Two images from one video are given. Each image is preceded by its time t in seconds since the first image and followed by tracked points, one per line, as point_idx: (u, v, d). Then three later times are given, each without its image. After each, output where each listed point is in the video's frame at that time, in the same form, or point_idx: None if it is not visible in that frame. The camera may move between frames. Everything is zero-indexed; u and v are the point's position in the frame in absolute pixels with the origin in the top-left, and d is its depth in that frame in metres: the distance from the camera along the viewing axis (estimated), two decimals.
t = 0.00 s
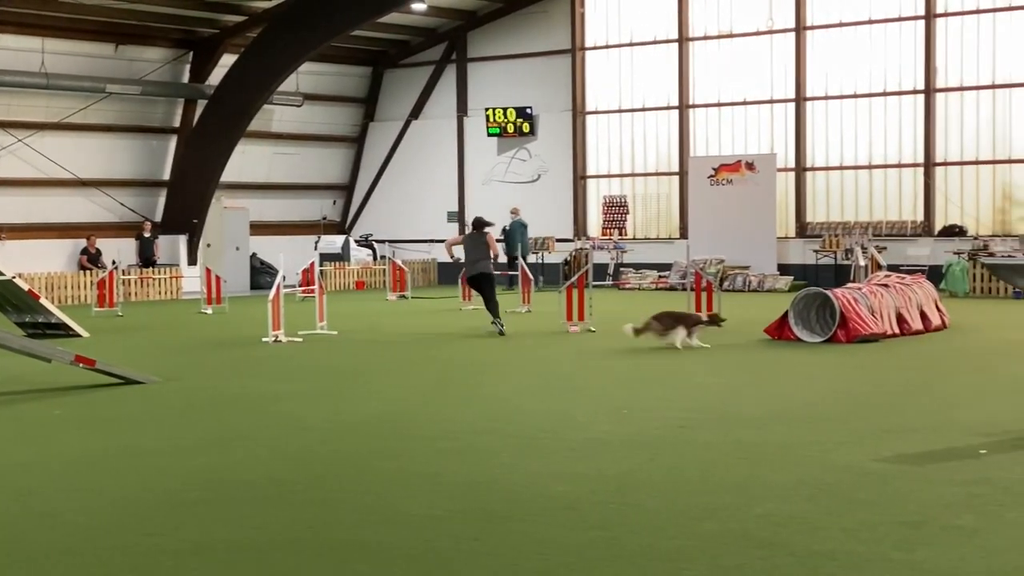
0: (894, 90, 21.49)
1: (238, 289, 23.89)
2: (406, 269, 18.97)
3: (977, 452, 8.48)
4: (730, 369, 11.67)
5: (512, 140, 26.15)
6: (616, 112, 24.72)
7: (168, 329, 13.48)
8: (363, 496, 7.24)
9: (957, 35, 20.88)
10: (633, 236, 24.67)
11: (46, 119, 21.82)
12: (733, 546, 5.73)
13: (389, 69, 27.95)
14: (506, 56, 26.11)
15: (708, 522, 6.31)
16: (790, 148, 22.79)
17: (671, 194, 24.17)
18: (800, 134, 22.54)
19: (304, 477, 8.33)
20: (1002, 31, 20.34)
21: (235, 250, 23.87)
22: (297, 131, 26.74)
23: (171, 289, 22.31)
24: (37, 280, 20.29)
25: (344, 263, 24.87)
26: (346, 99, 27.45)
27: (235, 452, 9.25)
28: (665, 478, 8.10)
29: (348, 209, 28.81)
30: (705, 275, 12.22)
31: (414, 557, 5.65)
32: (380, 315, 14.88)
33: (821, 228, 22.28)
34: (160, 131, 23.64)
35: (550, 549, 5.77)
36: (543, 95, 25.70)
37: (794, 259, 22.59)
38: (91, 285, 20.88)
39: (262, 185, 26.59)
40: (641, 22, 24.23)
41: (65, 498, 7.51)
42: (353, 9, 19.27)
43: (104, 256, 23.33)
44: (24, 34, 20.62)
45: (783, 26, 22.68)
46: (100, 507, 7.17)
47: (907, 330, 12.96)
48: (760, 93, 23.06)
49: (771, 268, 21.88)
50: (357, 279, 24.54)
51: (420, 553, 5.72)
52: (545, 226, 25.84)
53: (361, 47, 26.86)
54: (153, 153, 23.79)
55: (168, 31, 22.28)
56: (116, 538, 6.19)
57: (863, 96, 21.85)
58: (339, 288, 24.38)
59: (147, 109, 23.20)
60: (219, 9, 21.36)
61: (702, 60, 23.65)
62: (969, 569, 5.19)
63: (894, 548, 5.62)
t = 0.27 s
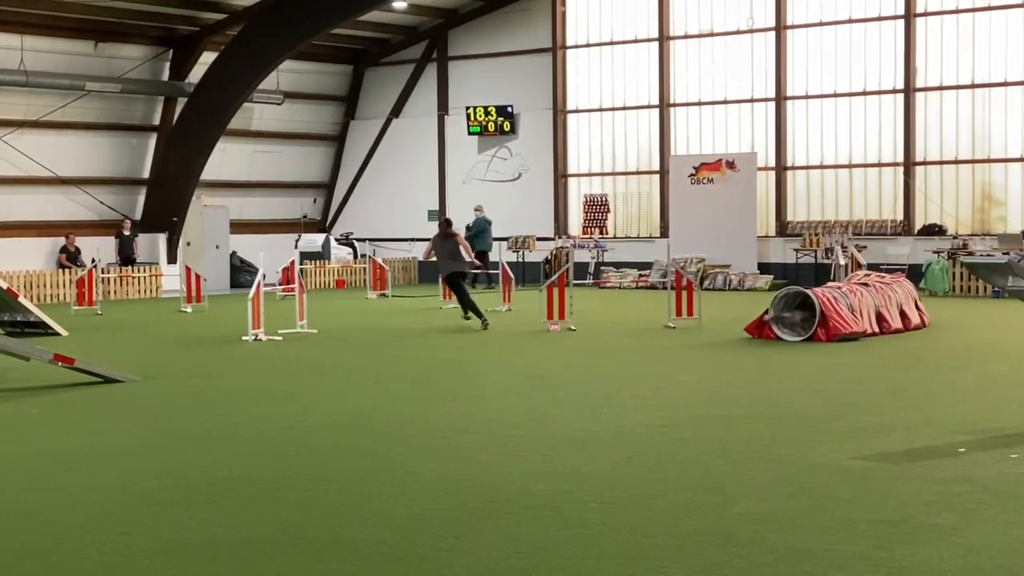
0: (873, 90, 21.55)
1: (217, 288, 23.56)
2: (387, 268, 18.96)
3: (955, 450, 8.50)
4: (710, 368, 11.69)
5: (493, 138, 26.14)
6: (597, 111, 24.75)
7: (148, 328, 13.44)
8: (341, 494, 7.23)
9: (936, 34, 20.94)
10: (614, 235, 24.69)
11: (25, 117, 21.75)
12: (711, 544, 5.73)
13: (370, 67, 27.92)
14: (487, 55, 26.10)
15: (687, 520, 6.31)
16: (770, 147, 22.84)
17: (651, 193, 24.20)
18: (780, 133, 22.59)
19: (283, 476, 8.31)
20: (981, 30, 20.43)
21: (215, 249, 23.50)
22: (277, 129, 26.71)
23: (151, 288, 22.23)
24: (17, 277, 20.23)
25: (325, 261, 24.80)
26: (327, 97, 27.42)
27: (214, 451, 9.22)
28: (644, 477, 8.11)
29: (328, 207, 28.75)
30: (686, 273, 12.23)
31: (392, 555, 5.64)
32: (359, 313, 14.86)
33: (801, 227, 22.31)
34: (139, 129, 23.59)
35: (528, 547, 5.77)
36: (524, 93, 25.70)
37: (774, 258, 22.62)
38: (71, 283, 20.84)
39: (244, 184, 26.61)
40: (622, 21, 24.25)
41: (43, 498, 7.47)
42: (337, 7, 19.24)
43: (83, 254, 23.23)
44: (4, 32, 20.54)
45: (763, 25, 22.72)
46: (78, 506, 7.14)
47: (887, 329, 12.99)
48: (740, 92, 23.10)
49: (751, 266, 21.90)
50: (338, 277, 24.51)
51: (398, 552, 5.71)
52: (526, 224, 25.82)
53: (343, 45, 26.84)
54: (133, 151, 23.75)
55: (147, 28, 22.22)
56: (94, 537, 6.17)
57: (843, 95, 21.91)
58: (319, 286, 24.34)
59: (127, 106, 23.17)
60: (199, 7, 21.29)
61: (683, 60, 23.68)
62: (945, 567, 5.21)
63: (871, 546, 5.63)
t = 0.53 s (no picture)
0: (860, 89, 21.57)
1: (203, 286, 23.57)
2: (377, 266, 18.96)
3: (941, 449, 8.51)
4: (698, 367, 11.70)
5: (481, 137, 26.14)
6: (584, 110, 24.75)
7: (136, 326, 13.43)
8: (328, 493, 7.23)
9: (923, 33, 20.95)
10: (601, 234, 24.68)
11: (12, 115, 21.75)
12: (698, 544, 5.73)
13: (357, 66, 27.93)
14: (475, 53, 26.10)
15: (674, 520, 6.31)
16: (757, 146, 22.85)
17: (639, 192, 24.20)
18: (767, 132, 22.60)
19: (271, 475, 8.30)
20: (967, 30, 20.46)
21: (201, 247, 23.51)
22: (265, 128, 26.71)
23: (138, 286, 22.22)
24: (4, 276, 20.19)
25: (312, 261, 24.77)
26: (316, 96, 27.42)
27: (201, 450, 9.20)
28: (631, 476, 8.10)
29: (317, 206, 28.72)
30: (673, 272, 12.24)
31: (379, 555, 5.63)
32: (347, 312, 14.86)
33: (788, 227, 22.31)
34: (127, 127, 23.62)
35: (512, 547, 5.76)
36: (512, 92, 25.70)
37: (761, 257, 22.61)
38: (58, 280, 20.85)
39: (231, 182, 26.57)
40: (610, 20, 24.26)
41: (30, 497, 7.45)
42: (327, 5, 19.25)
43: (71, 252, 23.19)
44: None
45: (750, 24, 22.73)
46: (65, 505, 7.11)
47: (874, 328, 13.01)
48: (727, 91, 23.11)
49: (738, 266, 21.88)
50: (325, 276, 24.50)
51: (385, 552, 5.69)
52: (514, 223, 25.81)
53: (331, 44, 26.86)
54: (120, 149, 23.78)
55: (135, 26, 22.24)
56: (81, 537, 6.15)
57: (830, 95, 21.92)
58: (307, 285, 24.32)
59: (114, 104, 23.18)
60: (187, 6, 21.29)
61: (670, 59, 23.69)
62: (931, 566, 5.21)
63: (857, 545, 5.63)
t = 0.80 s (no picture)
0: (855, 88, 21.57)
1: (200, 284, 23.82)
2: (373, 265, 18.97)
3: (937, 449, 8.51)
4: (694, 366, 11.70)
5: (476, 135, 26.15)
6: (580, 108, 24.74)
7: (132, 324, 13.44)
8: (323, 492, 7.23)
9: (918, 32, 20.95)
10: (596, 232, 24.69)
11: (8, 113, 21.78)
12: (693, 543, 5.73)
13: (352, 64, 27.95)
14: (471, 52, 26.11)
15: (669, 519, 6.30)
16: (752, 145, 22.86)
17: (634, 191, 24.21)
18: (762, 131, 22.60)
19: (266, 474, 8.29)
20: (962, 30, 20.45)
21: (197, 245, 23.86)
22: (260, 126, 26.76)
23: (135, 284, 22.26)
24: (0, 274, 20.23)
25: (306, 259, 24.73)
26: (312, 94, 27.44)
27: (196, 449, 9.19)
28: (627, 476, 8.10)
29: (312, 204, 28.72)
30: (669, 271, 12.24)
31: (374, 555, 5.62)
32: (343, 310, 14.87)
33: (783, 226, 22.32)
34: (123, 125, 23.67)
35: (508, 546, 5.77)
36: (507, 91, 25.70)
37: (756, 256, 22.62)
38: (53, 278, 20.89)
39: (226, 180, 26.61)
40: (606, 19, 24.25)
41: (26, 495, 7.44)
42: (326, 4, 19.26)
43: (67, 250, 23.27)
44: None
45: (746, 23, 22.73)
46: (60, 503, 7.11)
47: (869, 328, 13.00)
48: (722, 90, 23.11)
49: (733, 266, 21.86)
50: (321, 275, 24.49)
51: (380, 551, 5.68)
52: (510, 222, 25.81)
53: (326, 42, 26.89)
54: (116, 147, 23.83)
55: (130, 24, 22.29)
56: (77, 536, 6.14)
57: (825, 94, 21.91)
58: (301, 284, 24.30)
59: (109, 102, 23.24)
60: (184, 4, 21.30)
61: (666, 58, 23.69)
62: (927, 565, 5.22)
63: (852, 545, 5.63)
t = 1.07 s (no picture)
0: (859, 88, 21.54)
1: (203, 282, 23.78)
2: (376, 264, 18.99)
3: (940, 450, 8.50)
4: (696, 366, 11.69)
5: (479, 135, 26.16)
6: (583, 108, 24.74)
7: (134, 323, 13.45)
8: (326, 491, 7.22)
9: (921, 31, 20.92)
10: (599, 232, 24.70)
11: (11, 110, 21.80)
12: (696, 543, 5.72)
13: (355, 63, 27.97)
14: (474, 50, 26.11)
15: (672, 519, 6.29)
16: (755, 145, 22.85)
17: (637, 190, 24.22)
18: (765, 131, 22.59)
19: (269, 473, 8.29)
20: (965, 30, 20.43)
21: (199, 243, 23.74)
22: (263, 124, 26.78)
23: (138, 282, 22.31)
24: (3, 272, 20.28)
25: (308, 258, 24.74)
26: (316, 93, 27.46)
27: (199, 448, 9.20)
28: (630, 476, 8.09)
29: (315, 202, 28.77)
30: (671, 271, 12.23)
31: (376, 554, 5.61)
32: (344, 309, 14.88)
33: (786, 226, 22.33)
34: (126, 123, 23.68)
35: (510, 545, 5.76)
36: (510, 90, 25.71)
37: (759, 256, 22.63)
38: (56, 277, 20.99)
39: (228, 178, 26.64)
40: (609, 18, 24.24)
41: (28, 493, 7.44)
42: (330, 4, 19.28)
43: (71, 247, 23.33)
44: None
45: (749, 23, 22.70)
46: (63, 502, 7.11)
47: (872, 328, 12.99)
48: (725, 90, 23.10)
49: (736, 265, 21.85)
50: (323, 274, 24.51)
51: (382, 550, 5.68)
52: (513, 222, 25.83)
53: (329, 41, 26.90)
54: (120, 145, 23.84)
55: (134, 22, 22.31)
56: (79, 534, 6.14)
57: (828, 94, 21.90)
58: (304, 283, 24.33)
59: (113, 100, 23.25)
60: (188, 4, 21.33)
61: (669, 57, 23.68)
62: (931, 566, 5.20)
63: (856, 546, 5.62)
